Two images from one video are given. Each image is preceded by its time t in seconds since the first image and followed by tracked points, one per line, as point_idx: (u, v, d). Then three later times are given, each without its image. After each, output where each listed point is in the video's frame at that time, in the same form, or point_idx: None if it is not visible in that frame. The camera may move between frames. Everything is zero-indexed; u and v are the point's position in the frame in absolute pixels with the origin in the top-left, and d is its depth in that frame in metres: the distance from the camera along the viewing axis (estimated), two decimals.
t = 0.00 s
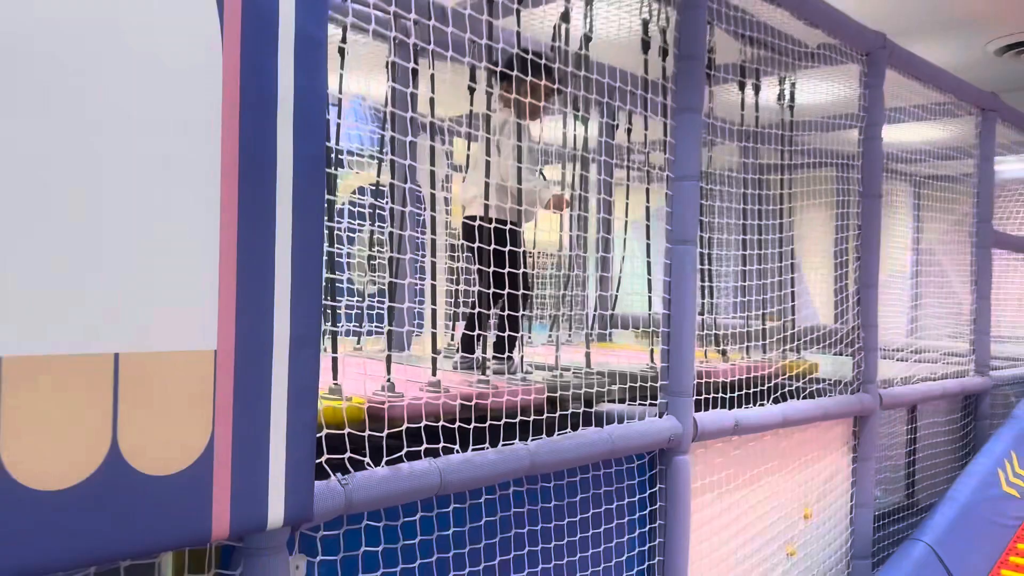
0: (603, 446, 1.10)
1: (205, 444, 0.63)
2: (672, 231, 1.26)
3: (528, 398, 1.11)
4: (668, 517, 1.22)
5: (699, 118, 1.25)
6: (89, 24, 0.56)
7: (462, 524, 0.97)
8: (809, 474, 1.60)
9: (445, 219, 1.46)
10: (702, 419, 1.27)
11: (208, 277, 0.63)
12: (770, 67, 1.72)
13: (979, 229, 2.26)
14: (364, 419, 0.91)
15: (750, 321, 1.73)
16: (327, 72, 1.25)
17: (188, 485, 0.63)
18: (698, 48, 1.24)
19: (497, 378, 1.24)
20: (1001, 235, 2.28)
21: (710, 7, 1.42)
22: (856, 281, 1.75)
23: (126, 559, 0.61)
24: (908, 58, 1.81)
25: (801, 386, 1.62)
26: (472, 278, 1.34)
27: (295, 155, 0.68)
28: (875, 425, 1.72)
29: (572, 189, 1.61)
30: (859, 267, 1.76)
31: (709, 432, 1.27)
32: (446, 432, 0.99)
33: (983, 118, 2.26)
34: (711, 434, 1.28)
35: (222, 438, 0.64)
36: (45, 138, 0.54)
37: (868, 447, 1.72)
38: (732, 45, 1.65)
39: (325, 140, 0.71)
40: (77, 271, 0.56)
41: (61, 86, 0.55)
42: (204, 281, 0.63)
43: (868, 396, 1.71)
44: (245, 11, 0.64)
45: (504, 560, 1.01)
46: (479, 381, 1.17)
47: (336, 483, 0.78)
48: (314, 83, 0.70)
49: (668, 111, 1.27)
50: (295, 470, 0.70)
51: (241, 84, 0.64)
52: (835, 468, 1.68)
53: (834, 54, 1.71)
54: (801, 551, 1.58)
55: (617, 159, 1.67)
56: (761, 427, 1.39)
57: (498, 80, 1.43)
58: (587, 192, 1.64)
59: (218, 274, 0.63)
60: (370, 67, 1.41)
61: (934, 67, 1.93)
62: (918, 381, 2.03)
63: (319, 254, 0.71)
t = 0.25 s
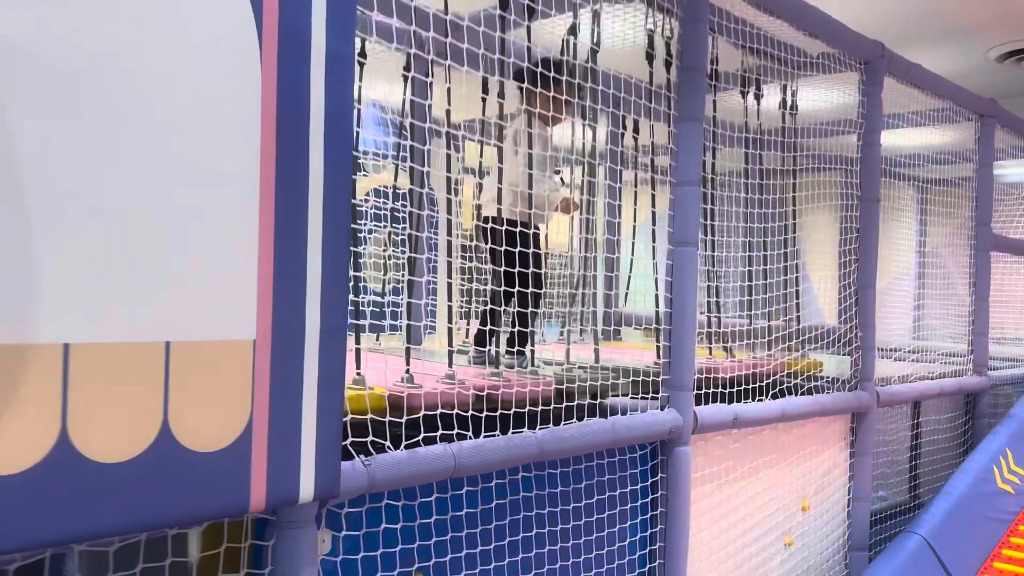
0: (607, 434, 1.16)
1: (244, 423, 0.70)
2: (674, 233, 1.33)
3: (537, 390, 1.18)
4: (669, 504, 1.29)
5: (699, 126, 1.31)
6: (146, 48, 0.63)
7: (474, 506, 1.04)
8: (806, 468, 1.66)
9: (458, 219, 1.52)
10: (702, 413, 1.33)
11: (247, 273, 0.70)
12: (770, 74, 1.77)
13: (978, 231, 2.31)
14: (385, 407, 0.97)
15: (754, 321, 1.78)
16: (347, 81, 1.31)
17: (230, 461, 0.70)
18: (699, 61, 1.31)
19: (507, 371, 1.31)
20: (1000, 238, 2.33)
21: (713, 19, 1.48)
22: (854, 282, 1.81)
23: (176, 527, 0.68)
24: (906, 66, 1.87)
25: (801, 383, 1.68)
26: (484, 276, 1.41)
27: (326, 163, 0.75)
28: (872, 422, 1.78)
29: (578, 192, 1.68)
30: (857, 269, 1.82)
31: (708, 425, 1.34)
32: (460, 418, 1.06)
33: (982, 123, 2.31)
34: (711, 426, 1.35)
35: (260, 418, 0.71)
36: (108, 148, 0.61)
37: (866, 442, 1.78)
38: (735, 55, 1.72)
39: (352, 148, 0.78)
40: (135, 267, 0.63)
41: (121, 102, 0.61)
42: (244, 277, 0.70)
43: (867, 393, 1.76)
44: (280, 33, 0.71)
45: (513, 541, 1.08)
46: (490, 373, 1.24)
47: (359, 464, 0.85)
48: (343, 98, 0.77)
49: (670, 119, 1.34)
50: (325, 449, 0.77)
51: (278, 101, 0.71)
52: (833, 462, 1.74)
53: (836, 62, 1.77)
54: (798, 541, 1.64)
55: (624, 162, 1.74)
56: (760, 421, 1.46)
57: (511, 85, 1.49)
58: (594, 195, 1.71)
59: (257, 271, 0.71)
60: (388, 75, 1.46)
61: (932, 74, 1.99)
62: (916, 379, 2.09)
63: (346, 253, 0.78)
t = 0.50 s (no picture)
0: (596, 431, 1.23)
1: (252, 412, 0.80)
2: (664, 241, 1.39)
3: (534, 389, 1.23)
4: (658, 500, 1.35)
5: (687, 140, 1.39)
6: (169, 82, 0.73)
7: (469, 498, 1.11)
8: (795, 467, 1.72)
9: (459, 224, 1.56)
10: (691, 413, 1.39)
11: (253, 276, 0.80)
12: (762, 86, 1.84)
13: (971, 238, 2.37)
14: (386, 405, 1.03)
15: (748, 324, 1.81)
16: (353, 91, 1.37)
17: (239, 449, 0.79)
18: (686, 78, 1.38)
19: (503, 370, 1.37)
20: (993, 244, 2.38)
21: (703, 36, 1.55)
22: (845, 288, 1.87)
23: (191, 509, 0.77)
24: (897, 77, 1.92)
25: (791, 384, 1.73)
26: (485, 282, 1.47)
27: (327, 182, 0.85)
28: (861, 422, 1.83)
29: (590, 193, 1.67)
30: (847, 275, 1.87)
31: (696, 425, 1.40)
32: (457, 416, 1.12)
33: (976, 132, 2.36)
34: (699, 426, 1.41)
35: (267, 410, 0.80)
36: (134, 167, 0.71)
37: (855, 443, 1.83)
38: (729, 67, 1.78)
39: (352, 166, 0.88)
40: (152, 269, 0.72)
41: (146, 127, 0.72)
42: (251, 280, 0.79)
43: (855, 395, 1.82)
44: (287, 66, 0.82)
45: (506, 531, 1.15)
46: (488, 373, 1.31)
47: (359, 457, 0.92)
48: (343, 125, 0.87)
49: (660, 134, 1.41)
50: (325, 439, 0.85)
51: (285, 127, 0.82)
52: (822, 461, 1.80)
53: (827, 74, 1.83)
54: (788, 538, 1.70)
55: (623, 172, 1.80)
56: (748, 421, 1.51)
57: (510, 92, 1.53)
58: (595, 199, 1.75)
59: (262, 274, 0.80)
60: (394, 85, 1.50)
61: (925, 85, 2.04)
62: (907, 382, 2.15)
63: (345, 262, 0.88)
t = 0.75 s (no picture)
0: (586, 418, 1.28)
1: (252, 394, 0.85)
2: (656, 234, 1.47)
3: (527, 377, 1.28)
4: (648, 485, 1.40)
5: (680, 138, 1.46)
6: (174, 82, 0.79)
7: (461, 479, 1.16)
8: (788, 457, 1.75)
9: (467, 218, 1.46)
10: (681, 401, 1.44)
11: (254, 266, 0.85)
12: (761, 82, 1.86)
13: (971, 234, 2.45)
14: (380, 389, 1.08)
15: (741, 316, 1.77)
16: (355, 84, 1.30)
17: (240, 428, 0.85)
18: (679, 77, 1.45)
19: (499, 361, 1.42)
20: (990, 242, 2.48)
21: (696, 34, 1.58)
22: (840, 283, 1.91)
23: (192, 481, 0.83)
24: (895, 76, 1.96)
25: (785, 376, 1.77)
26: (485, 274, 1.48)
27: (323, 175, 0.90)
28: (855, 414, 1.87)
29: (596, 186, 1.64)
30: (843, 270, 1.92)
31: (687, 412, 1.45)
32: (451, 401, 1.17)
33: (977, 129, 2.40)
34: (689, 414, 1.45)
35: (265, 388, 0.86)
36: (142, 160, 0.77)
37: (848, 434, 1.86)
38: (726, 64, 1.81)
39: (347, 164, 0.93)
40: (157, 256, 0.78)
41: (152, 123, 0.78)
42: (252, 270, 0.85)
43: (849, 387, 1.86)
44: (286, 66, 0.87)
45: (497, 511, 1.20)
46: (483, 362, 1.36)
47: (354, 437, 0.98)
48: (339, 121, 0.92)
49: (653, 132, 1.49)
50: (321, 421, 0.91)
51: (283, 123, 0.87)
52: (815, 452, 1.83)
53: (824, 73, 1.87)
54: (779, 526, 1.73)
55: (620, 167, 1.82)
56: (738, 410, 1.56)
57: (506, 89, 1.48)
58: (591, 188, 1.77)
59: (262, 264, 0.86)
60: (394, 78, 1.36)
61: (925, 82, 2.07)
62: (903, 376, 2.18)
63: (340, 251, 0.93)
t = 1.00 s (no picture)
0: (581, 415, 1.32)
1: (259, 391, 0.91)
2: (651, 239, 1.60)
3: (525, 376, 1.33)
4: (643, 482, 1.44)
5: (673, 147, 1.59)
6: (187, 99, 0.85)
7: (459, 473, 1.21)
8: (782, 456, 1.79)
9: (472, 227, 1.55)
10: (676, 401, 1.48)
11: (262, 270, 0.91)
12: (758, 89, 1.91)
13: (970, 238, 2.50)
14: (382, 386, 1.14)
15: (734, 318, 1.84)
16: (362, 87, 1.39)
17: (248, 421, 0.90)
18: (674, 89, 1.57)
19: (496, 360, 1.49)
20: (991, 245, 2.53)
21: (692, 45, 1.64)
22: (837, 287, 1.95)
23: (203, 470, 0.88)
24: (891, 84, 2.01)
25: (780, 377, 1.82)
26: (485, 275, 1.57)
27: (328, 183, 0.96)
28: (850, 415, 1.90)
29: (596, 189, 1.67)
30: (838, 273, 1.96)
31: (681, 412, 1.49)
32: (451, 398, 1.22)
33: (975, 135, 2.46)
34: (684, 414, 1.49)
35: (272, 384, 0.91)
36: (156, 171, 0.83)
37: (843, 435, 1.90)
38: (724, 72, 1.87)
39: (351, 175, 0.98)
40: (171, 259, 0.84)
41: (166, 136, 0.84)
42: (260, 274, 0.90)
43: (845, 389, 1.89)
44: (294, 82, 0.93)
45: (494, 505, 1.25)
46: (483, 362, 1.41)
47: (357, 431, 1.03)
48: (343, 132, 0.97)
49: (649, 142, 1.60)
50: (325, 416, 0.96)
51: (291, 135, 0.93)
52: (810, 452, 1.87)
53: (821, 82, 1.91)
54: (773, 522, 1.77)
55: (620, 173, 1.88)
56: (733, 411, 1.60)
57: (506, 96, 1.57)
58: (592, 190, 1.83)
59: (270, 267, 0.91)
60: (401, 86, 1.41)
61: (919, 89, 2.12)
62: (899, 377, 2.22)
63: (344, 255, 0.98)
